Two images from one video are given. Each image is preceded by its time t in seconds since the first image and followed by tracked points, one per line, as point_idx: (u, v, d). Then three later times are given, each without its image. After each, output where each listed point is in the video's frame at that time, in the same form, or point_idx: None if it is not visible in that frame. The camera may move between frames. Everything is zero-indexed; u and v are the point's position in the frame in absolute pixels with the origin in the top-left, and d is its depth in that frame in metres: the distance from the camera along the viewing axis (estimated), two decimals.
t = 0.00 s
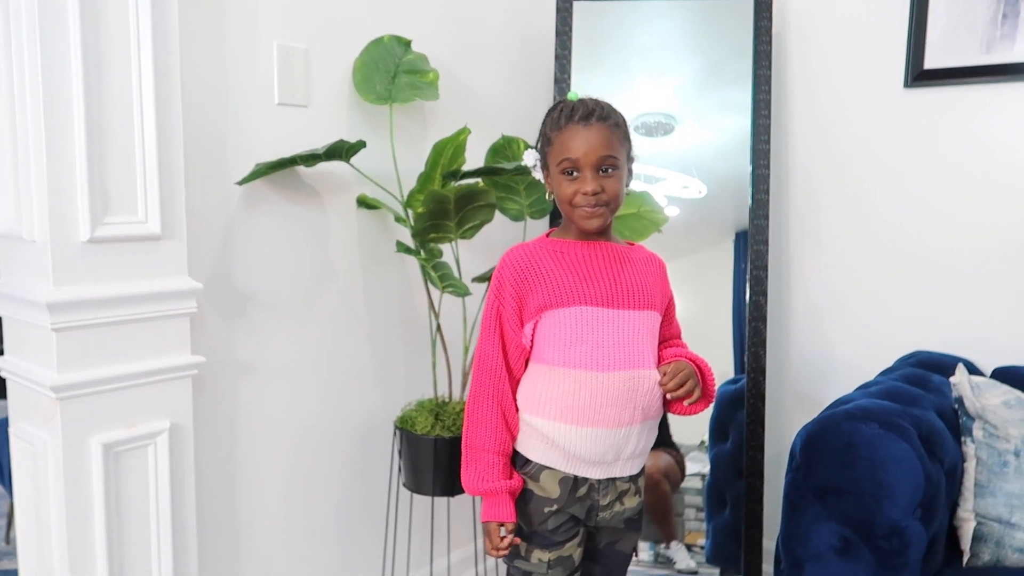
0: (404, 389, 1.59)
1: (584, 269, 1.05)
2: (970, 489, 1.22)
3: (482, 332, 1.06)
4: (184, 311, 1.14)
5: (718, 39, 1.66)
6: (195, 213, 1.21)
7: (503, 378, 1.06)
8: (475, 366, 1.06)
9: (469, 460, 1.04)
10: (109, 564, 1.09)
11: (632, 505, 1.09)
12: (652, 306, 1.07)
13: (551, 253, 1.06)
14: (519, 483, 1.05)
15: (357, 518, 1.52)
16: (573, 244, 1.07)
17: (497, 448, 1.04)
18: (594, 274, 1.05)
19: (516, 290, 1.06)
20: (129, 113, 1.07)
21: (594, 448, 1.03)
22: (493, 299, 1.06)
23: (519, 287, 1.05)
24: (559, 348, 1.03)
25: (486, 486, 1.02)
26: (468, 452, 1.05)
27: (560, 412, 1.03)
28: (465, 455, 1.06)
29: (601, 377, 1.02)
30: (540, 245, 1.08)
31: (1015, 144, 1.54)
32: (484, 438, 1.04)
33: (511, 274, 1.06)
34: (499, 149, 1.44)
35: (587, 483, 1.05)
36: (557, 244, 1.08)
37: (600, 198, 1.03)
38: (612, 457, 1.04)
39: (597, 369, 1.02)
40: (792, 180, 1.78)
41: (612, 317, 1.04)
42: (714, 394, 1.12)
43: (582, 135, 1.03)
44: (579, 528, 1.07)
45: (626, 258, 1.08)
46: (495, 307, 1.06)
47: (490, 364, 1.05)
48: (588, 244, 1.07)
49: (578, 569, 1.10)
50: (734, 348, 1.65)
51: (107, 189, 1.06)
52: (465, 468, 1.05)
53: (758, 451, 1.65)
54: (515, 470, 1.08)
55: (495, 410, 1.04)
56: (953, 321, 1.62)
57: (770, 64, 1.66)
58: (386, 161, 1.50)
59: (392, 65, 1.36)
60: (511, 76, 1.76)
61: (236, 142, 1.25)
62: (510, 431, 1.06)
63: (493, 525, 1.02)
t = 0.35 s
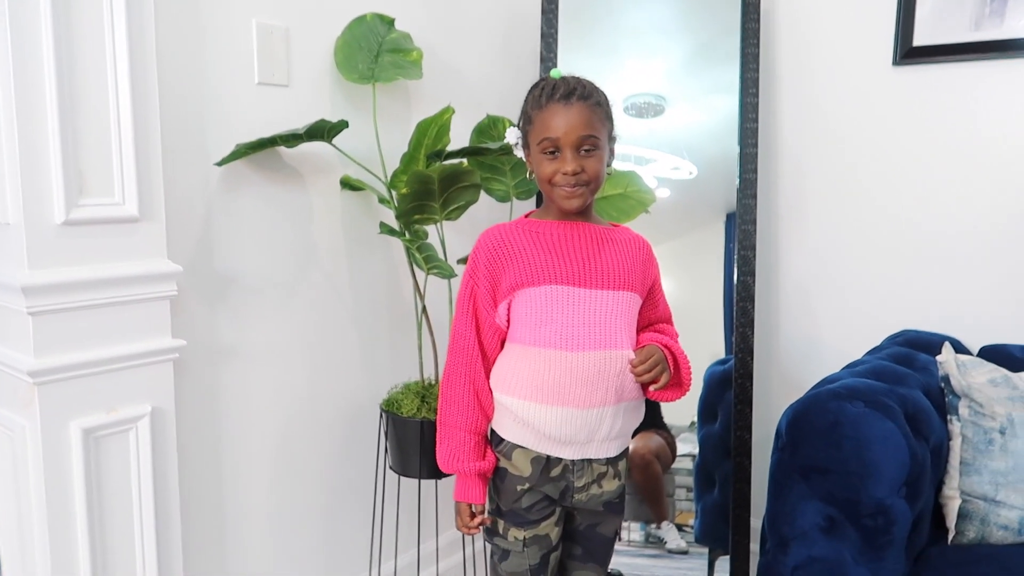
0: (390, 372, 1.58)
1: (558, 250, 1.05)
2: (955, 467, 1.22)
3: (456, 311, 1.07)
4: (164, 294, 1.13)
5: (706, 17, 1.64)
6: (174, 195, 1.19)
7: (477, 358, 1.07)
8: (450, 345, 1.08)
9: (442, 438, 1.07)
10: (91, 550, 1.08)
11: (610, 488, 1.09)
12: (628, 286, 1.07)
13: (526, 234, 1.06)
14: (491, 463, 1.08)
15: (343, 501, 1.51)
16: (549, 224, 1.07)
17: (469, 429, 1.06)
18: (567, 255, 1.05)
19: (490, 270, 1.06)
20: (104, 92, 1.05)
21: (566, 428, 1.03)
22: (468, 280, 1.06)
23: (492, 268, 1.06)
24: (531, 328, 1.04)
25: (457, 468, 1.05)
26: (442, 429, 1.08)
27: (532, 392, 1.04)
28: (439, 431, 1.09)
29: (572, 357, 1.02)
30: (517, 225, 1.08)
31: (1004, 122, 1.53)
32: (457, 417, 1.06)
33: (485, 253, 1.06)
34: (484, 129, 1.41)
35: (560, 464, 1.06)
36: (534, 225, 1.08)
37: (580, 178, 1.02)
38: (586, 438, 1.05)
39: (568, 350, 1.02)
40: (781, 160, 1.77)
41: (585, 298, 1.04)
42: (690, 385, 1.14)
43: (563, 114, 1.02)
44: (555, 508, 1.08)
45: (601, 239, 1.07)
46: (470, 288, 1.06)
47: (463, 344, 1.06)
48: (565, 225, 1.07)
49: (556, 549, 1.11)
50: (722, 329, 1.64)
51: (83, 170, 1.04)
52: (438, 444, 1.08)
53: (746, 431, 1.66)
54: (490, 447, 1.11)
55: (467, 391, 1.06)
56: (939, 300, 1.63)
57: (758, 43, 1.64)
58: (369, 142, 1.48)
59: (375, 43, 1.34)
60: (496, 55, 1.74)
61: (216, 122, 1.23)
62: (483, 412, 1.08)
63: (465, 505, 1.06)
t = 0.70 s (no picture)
0: (376, 356, 1.58)
1: (539, 234, 1.05)
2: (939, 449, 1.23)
3: (439, 301, 1.08)
4: (146, 278, 1.12)
5: None
6: (155, 178, 1.17)
7: (459, 347, 1.08)
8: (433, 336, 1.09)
9: (428, 428, 1.09)
10: (75, 537, 1.07)
11: (597, 475, 1.08)
12: (612, 268, 1.06)
13: (507, 219, 1.06)
14: (475, 452, 1.08)
15: (330, 486, 1.51)
16: (532, 209, 1.07)
17: (452, 419, 1.07)
18: (548, 241, 1.04)
19: (472, 259, 1.06)
20: (81, 73, 1.03)
21: (551, 414, 1.03)
22: (450, 269, 1.07)
23: (473, 256, 1.06)
24: (513, 314, 1.04)
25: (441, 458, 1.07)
26: (427, 418, 1.09)
27: (517, 377, 1.03)
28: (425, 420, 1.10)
29: (554, 342, 1.02)
30: (499, 211, 1.08)
31: (990, 104, 1.54)
32: (441, 406, 1.08)
33: (466, 241, 1.06)
34: (471, 111, 1.40)
35: (546, 449, 1.05)
36: (516, 210, 1.07)
37: (563, 162, 1.01)
38: (572, 423, 1.04)
39: (550, 334, 1.02)
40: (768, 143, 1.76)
41: (568, 282, 1.03)
42: (676, 372, 1.13)
43: (545, 96, 1.01)
44: (541, 493, 1.08)
45: (584, 222, 1.07)
46: (451, 277, 1.07)
47: (444, 335, 1.07)
48: (547, 209, 1.06)
49: (543, 534, 1.12)
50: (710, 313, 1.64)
51: (61, 153, 1.02)
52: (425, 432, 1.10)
53: (733, 414, 1.65)
54: (477, 432, 1.11)
55: (449, 381, 1.08)
56: (926, 283, 1.64)
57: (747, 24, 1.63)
58: (354, 125, 1.47)
59: (358, 24, 1.32)
60: (482, 37, 1.73)
61: (197, 104, 1.21)
62: (467, 401, 1.09)
63: (452, 495, 1.08)
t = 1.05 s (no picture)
0: (366, 353, 1.58)
1: (527, 233, 1.05)
2: (927, 444, 1.23)
3: (429, 306, 1.07)
4: (132, 275, 1.11)
5: None
6: (142, 174, 1.16)
7: (451, 350, 1.06)
8: (423, 343, 1.07)
9: (422, 436, 1.06)
10: (63, 536, 1.06)
11: (593, 473, 1.09)
12: (602, 262, 1.07)
13: (493, 220, 1.06)
14: (472, 457, 1.07)
15: (319, 483, 1.51)
16: (518, 208, 1.06)
17: (447, 425, 1.05)
18: (540, 238, 1.04)
19: (462, 261, 1.05)
20: (65, 67, 1.02)
21: (551, 411, 1.03)
22: (439, 273, 1.05)
23: (463, 258, 1.05)
24: (507, 313, 1.03)
25: (438, 466, 1.05)
26: (421, 427, 1.07)
27: (513, 376, 1.03)
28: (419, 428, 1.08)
29: (551, 339, 1.02)
30: (485, 213, 1.07)
31: (978, 99, 1.55)
32: (436, 412, 1.06)
33: (454, 245, 1.05)
34: (459, 107, 1.39)
35: (545, 447, 1.05)
36: (502, 211, 1.07)
37: (551, 160, 1.01)
38: (571, 419, 1.04)
39: (547, 331, 1.02)
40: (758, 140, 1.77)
41: (561, 279, 1.03)
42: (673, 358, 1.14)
43: (531, 93, 1.01)
44: (538, 493, 1.08)
45: (572, 219, 1.07)
46: (441, 282, 1.05)
47: (435, 340, 1.06)
48: (534, 207, 1.06)
49: (537, 534, 1.12)
50: (700, 309, 1.64)
51: (45, 148, 1.01)
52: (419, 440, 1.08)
53: (724, 411, 1.66)
54: (472, 435, 1.10)
55: (442, 386, 1.06)
56: (916, 278, 1.64)
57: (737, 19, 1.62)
58: (342, 121, 1.46)
59: (347, 19, 1.31)
60: (470, 34, 1.72)
61: (183, 100, 1.21)
62: (461, 406, 1.07)
63: (450, 503, 1.06)
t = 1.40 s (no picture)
0: (364, 353, 1.58)
1: (524, 233, 1.04)
2: (926, 442, 1.23)
3: (427, 310, 1.07)
4: (129, 274, 1.12)
5: None
6: (138, 174, 1.17)
7: (450, 354, 1.06)
8: (422, 347, 1.07)
9: (421, 441, 1.06)
10: (60, 535, 1.06)
11: (592, 473, 1.08)
12: (600, 259, 1.06)
13: (491, 221, 1.05)
14: (472, 461, 1.07)
15: (318, 483, 1.51)
16: (514, 208, 1.06)
17: (447, 430, 1.05)
18: (538, 237, 1.04)
19: (459, 264, 1.05)
20: (60, 68, 1.02)
21: (550, 410, 1.02)
22: (437, 277, 1.05)
23: (461, 261, 1.04)
24: (506, 313, 1.03)
25: (439, 471, 1.04)
26: (421, 432, 1.07)
27: (513, 376, 1.02)
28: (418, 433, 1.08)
29: (549, 339, 1.01)
30: (482, 214, 1.07)
31: (979, 95, 1.54)
32: (435, 417, 1.06)
33: (451, 248, 1.05)
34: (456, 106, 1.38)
35: (544, 447, 1.04)
36: (499, 211, 1.06)
37: (543, 162, 1.01)
38: (571, 418, 1.04)
39: (545, 331, 1.01)
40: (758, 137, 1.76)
41: (560, 278, 1.02)
42: (670, 356, 1.12)
43: (521, 95, 1.00)
44: (536, 493, 1.08)
45: (568, 217, 1.07)
46: (439, 285, 1.05)
47: (434, 344, 1.06)
48: (529, 207, 1.06)
49: (536, 534, 1.12)
50: (700, 307, 1.64)
51: (40, 148, 1.01)
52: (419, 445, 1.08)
53: (724, 410, 1.65)
54: (470, 437, 1.10)
55: (442, 391, 1.06)
56: (916, 276, 1.64)
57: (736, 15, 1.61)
58: (340, 120, 1.46)
59: (345, 18, 1.31)
60: (468, 33, 1.72)
61: (180, 100, 1.21)
62: (460, 411, 1.07)
63: (451, 509, 1.06)
